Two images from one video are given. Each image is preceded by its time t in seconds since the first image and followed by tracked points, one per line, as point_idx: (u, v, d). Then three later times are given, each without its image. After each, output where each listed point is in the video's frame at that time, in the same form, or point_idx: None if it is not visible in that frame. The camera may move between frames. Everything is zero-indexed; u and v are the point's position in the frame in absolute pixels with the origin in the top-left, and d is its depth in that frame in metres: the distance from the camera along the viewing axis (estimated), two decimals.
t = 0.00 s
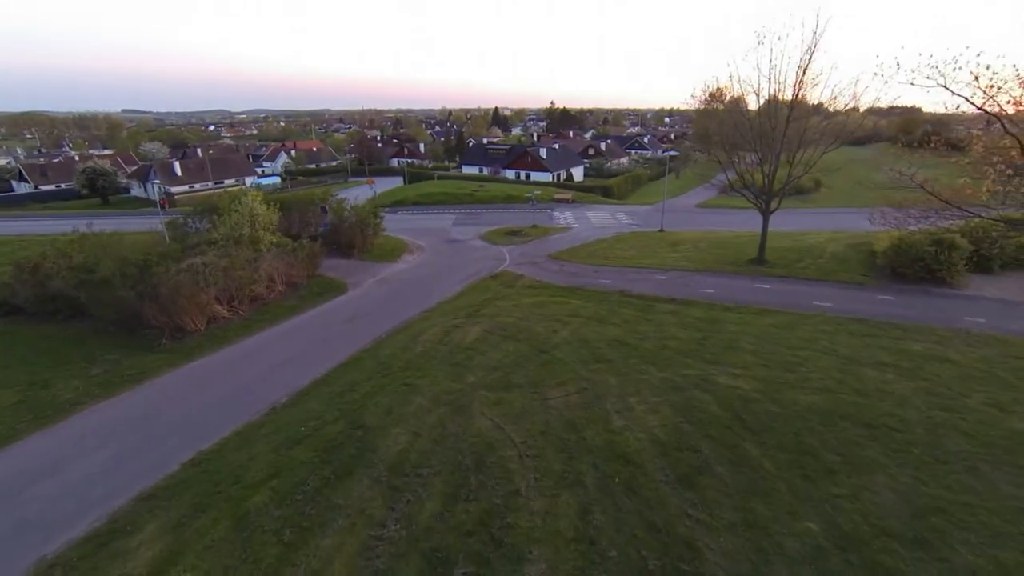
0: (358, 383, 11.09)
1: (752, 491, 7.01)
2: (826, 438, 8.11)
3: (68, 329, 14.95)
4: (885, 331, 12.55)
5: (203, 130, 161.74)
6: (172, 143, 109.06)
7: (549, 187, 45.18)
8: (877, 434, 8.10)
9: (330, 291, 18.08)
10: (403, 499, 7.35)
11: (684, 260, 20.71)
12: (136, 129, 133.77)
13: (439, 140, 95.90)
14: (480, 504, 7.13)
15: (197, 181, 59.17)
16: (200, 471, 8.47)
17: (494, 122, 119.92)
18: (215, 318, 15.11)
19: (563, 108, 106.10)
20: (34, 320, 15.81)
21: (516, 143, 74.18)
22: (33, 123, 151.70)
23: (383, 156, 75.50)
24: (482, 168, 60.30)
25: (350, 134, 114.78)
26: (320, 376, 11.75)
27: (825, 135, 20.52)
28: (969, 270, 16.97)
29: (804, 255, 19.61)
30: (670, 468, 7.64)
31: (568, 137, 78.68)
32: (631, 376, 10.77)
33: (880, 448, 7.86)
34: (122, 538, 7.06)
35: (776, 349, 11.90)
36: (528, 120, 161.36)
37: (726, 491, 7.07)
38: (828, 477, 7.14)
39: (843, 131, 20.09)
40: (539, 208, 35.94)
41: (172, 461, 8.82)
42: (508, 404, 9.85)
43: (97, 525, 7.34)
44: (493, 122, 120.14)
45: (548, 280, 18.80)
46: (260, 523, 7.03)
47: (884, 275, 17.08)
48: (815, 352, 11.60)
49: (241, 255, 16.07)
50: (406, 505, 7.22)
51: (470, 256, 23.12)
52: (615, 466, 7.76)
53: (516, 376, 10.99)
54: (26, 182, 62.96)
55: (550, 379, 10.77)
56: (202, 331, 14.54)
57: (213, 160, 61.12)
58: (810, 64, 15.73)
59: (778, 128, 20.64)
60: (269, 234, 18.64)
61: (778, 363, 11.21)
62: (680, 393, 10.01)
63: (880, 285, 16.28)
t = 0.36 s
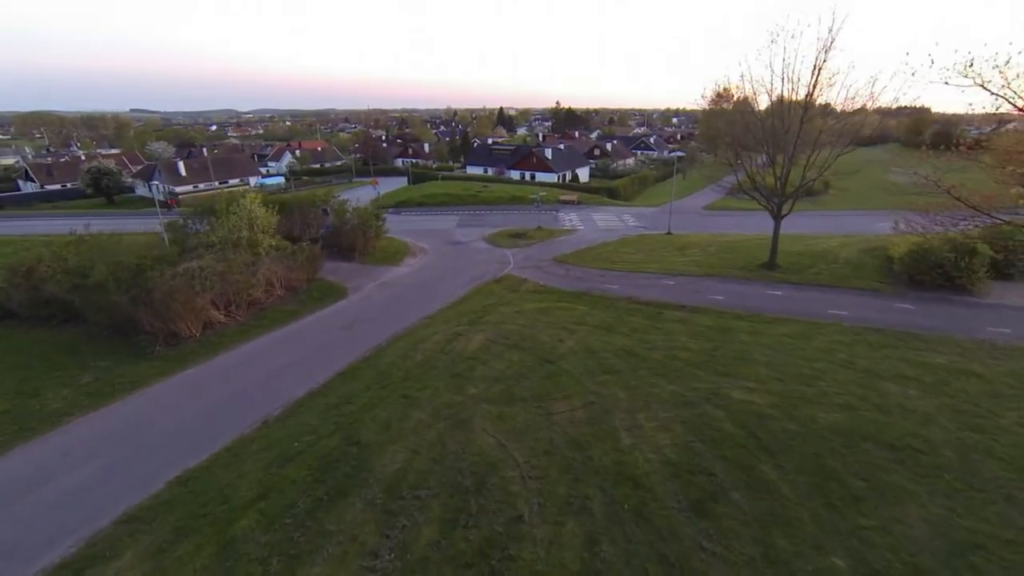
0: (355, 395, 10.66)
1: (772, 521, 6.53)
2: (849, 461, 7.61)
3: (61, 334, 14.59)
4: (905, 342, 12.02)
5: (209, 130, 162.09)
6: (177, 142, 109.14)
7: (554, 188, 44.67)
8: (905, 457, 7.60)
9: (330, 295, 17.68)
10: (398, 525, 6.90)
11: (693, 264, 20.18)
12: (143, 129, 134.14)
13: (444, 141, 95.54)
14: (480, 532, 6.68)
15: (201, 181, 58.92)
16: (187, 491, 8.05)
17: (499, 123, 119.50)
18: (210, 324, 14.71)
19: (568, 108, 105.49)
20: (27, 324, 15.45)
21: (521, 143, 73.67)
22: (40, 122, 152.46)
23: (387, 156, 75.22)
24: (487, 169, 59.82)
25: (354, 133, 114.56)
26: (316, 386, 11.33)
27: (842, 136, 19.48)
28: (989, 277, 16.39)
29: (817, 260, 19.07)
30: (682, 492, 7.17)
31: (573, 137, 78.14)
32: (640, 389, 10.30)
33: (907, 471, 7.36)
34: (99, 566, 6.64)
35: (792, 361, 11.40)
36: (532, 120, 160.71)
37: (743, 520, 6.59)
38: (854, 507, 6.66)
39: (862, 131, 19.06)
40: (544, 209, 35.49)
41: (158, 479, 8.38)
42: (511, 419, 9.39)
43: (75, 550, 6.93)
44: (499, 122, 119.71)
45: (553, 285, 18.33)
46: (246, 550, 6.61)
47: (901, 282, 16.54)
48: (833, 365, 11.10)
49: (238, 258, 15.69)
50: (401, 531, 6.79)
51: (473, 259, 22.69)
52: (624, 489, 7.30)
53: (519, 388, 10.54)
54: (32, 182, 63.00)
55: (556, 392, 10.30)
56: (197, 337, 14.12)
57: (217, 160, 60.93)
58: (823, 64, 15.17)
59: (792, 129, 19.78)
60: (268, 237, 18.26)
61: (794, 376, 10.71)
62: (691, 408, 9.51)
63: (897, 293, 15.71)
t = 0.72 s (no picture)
0: (351, 408, 10.22)
1: (794, 557, 6.06)
2: (875, 489, 7.13)
3: (54, 338, 14.23)
4: (927, 356, 11.49)
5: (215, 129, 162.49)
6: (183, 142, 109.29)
7: (560, 190, 44.17)
8: (934, 485, 7.11)
9: (329, 299, 17.27)
10: (392, 554, 6.47)
11: (702, 269, 19.65)
12: (149, 128, 134.49)
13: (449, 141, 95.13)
14: (479, 564, 6.24)
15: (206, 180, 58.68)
16: (172, 511, 7.65)
17: (504, 123, 119.05)
18: (206, 330, 14.32)
19: (574, 108, 104.86)
20: (19, 328, 15.11)
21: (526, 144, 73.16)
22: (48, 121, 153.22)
23: (392, 156, 74.92)
24: (492, 170, 59.33)
25: (360, 133, 114.41)
26: (311, 398, 10.90)
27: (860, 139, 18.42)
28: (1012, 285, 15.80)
29: (830, 266, 18.51)
30: (697, 522, 6.70)
31: (579, 138, 77.56)
32: (650, 404, 9.81)
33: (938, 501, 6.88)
34: None
35: (808, 375, 10.88)
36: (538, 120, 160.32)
37: (762, 555, 6.13)
38: (882, 542, 6.18)
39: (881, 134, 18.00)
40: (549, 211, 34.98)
41: (142, 498, 7.99)
42: (514, 435, 8.94)
43: None
44: (504, 122, 119.25)
45: (559, 290, 17.84)
46: None
47: (919, 290, 15.98)
48: (852, 379, 10.58)
49: (235, 262, 15.28)
50: (396, 562, 6.35)
51: (476, 262, 22.23)
52: (634, 517, 6.84)
53: (523, 402, 10.07)
54: (37, 181, 62.99)
55: (561, 406, 9.83)
56: (192, 344, 13.73)
57: (222, 160, 60.72)
58: (840, 62, 14.57)
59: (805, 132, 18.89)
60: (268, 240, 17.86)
61: (812, 390, 10.20)
62: (704, 425, 9.03)
63: (915, 301, 15.15)
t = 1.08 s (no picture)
0: (344, 421, 9.78)
1: None
2: (901, 517, 6.66)
3: (43, 344, 13.83)
4: (948, 368, 11.00)
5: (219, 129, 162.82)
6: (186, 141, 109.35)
7: (562, 191, 43.71)
8: (966, 513, 6.66)
9: (327, 303, 16.86)
10: None
11: (709, 274, 19.16)
12: (153, 128, 134.47)
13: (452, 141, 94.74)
14: None
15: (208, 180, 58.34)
16: (153, 536, 7.23)
17: (508, 122, 118.83)
18: (199, 336, 13.88)
19: (578, 108, 104.45)
20: (8, 333, 14.71)
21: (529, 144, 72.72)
22: (52, 121, 153.56)
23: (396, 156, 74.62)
24: (495, 170, 58.93)
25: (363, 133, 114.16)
26: (304, 410, 10.46)
27: (875, 141, 17.64)
28: None
29: (841, 271, 18.02)
30: (711, 555, 6.26)
31: (582, 138, 77.13)
32: (658, 420, 9.34)
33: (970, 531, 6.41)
34: None
35: (824, 388, 10.41)
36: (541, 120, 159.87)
37: None
38: None
39: (898, 136, 17.24)
40: (552, 213, 34.56)
41: (120, 523, 7.56)
42: (515, 454, 8.49)
43: None
44: (508, 122, 119.00)
45: (562, 295, 17.40)
46: None
47: (935, 297, 15.47)
48: (870, 393, 10.10)
49: (230, 266, 14.87)
50: None
51: (478, 266, 21.80)
52: (643, 548, 6.40)
53: (525, 416, 9.61)
54: (40, 181, 62.90)
55: (565, 422, 9.37)
56: (184, 351, 13.30)
57: (224, 159, 60.47)
58: (854, 61, 14.07)
59: (818, 133, 18.13)
60: (264, 243, 17.47)
61: (828, 405, 9.73)
62: (716, 444, 8.57)
63: (931, 308, 14.65)
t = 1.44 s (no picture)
0: (335, 438, 9.30)
1: None
2: (932, 551, 6.19)
3: (27, 352, 13.37)
4: (969, 381, 10.51)
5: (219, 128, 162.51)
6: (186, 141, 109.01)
7: (563, 192, 43.23)
8: (1000, 546, 6.20)
9: (322, 309, 16.39)
10: None
11: (715, 278, 18.68)
12: (154, 128, 134.15)
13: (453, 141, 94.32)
14: None
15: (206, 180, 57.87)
16: (128, 567, 6.78)
17: (508, 122, 118.38)
18: (188, 344, 13.41)
19: (579, 107, 103.94)
20: None
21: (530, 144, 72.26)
22: (52, 121, 153.26)
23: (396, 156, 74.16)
24: (496, 170, 58.45)
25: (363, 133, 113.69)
26: (294, 425, 9.99)
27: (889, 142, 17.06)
28: None
29: (851, 275, 17.53)
30: None
31: (584, 138, 76.63)
32: (666, 437, 8.86)
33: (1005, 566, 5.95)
34: None
35: (840, 401, 9.91)
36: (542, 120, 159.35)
37: None
38: None
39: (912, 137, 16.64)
40: (553, 214, 34.08)
41: (95, 549, 7.10)
42: (515, 474, 8.01)
43: None
44: (508, 122, 118.55)
45: (564, 300, 16.93)
46: None
47: (949, 303, 14.97)
48: (889, 408, 9.61)
49: (221, 271, 14.38)
50: None
51: (478, 269, 21.33)
52: None
53: (525, 433, 9.13)
54: (38, 181, 62.49)
55: (567, 439, 8.89)
56: (173, 360, 12.84)
57: (222, 159, 60.04)
58: (867, 60, 13.58)
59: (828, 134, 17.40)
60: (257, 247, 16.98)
61: (844, 420, 9.24)
62: (728, 464, 8.09)
63: (946, 316, 14.15)
